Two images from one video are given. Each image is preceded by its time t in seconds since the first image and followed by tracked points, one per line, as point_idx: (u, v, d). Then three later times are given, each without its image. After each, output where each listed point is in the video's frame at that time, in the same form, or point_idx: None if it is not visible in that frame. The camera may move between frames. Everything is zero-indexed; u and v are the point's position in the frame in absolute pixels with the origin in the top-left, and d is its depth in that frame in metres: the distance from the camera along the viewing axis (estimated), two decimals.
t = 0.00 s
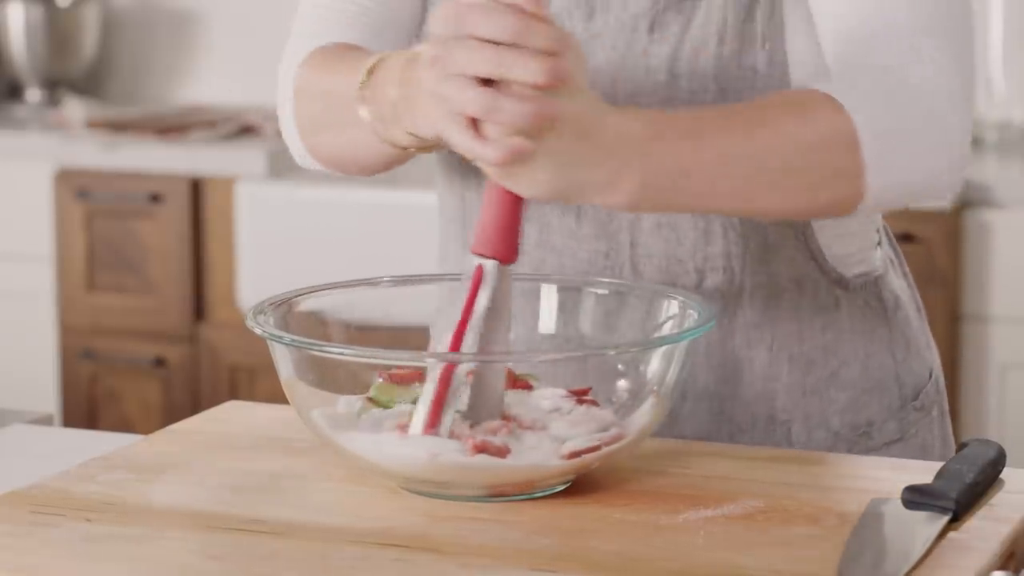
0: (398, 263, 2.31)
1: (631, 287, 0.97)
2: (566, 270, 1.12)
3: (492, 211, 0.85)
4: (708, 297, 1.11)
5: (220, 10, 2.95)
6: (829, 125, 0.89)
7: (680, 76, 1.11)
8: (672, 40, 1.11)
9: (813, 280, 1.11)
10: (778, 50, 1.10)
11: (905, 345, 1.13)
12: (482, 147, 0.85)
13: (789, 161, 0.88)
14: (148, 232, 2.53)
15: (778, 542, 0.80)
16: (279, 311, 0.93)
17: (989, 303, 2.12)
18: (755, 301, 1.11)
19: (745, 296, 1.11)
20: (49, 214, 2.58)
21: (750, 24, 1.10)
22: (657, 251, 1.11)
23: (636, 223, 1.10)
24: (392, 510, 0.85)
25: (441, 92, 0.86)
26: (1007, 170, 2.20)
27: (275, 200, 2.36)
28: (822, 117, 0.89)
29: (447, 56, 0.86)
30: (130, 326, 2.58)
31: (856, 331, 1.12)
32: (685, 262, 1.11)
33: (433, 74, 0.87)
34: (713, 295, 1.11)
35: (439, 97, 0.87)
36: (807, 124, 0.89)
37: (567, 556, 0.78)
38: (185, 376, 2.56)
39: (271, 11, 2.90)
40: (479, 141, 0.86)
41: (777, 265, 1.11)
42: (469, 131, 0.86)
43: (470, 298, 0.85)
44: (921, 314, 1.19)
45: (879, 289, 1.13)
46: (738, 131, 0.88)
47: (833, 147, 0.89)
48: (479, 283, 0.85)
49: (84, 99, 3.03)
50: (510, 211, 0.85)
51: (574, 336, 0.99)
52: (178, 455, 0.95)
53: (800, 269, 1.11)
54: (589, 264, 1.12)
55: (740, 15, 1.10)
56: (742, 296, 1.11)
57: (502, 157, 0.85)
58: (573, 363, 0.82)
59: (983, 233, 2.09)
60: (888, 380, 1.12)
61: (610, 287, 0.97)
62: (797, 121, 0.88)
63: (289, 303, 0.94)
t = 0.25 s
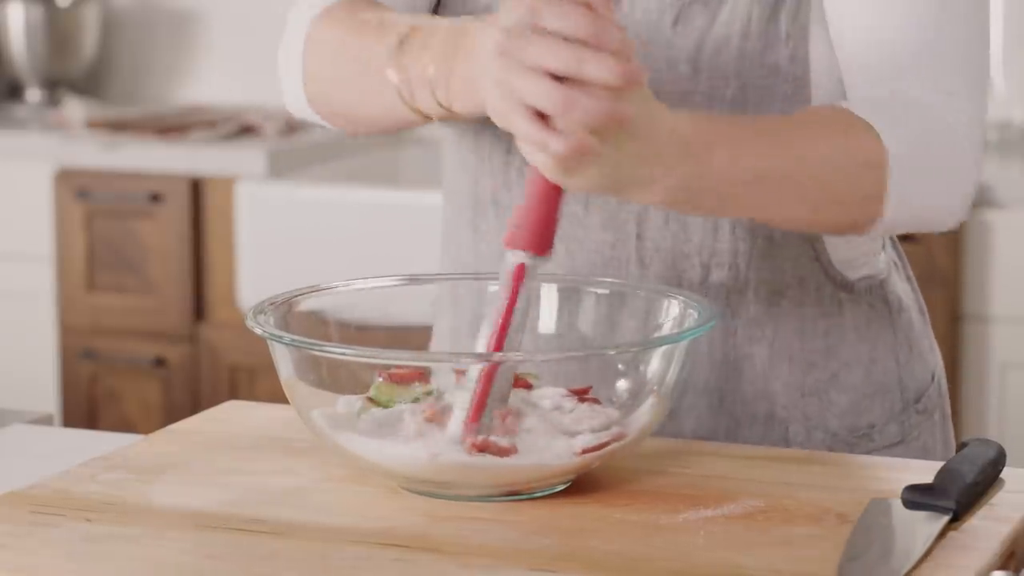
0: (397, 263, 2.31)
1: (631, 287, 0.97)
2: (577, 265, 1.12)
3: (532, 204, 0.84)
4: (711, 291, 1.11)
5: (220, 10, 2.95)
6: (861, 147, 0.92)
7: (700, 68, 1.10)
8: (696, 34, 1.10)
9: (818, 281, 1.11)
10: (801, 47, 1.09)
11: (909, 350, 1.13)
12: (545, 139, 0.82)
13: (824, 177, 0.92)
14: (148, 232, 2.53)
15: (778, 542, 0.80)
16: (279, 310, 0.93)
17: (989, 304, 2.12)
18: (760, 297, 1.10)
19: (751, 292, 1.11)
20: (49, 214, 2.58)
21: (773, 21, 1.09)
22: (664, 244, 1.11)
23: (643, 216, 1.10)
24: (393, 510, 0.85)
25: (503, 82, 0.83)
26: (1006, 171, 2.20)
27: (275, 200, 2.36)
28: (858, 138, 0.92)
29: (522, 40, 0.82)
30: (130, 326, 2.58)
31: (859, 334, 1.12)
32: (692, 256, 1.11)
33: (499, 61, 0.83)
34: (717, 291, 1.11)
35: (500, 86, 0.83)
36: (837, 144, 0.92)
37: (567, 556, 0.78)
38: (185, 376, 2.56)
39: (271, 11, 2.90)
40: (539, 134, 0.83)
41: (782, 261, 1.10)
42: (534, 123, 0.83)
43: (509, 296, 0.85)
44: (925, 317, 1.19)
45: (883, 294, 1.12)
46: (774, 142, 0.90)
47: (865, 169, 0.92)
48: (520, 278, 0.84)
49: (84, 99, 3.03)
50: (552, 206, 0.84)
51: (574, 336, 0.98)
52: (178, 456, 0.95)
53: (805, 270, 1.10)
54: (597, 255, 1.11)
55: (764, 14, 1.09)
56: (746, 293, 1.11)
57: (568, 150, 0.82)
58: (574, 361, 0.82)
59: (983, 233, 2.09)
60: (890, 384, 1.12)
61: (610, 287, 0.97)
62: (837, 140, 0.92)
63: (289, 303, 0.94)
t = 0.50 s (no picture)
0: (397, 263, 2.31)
1: (631, 287, 0.97)
2: (561, 249, 1.13)
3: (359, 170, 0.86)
4: (697, 286, 1.11)
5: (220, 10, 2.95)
6: (691, 60, 0.84)
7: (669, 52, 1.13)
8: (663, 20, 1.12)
9: (812, 273, 1.10)
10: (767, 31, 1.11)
11: (911, 352, 1.13)
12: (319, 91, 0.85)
13: (644, 94, 0.83)
14: (148, 232, 2.53)
15: (778, 542, 0.80)
16: (279, 310, 0.93)
17: (989, 303, 2.11)
18: (745, 284, 1.10)
19: (735, 281, 1.11)
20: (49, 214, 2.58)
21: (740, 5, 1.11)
22: (646, 234, 1.11)
23: (624, 202, 1.11)
24: (393, 510, 0.85)
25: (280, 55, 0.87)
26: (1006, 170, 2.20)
27: (275, 200, 2.36)
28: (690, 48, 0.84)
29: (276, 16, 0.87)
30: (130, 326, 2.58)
31: (856, 330, 1.12)
32: (673, 247, 1.11)
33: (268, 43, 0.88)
34: (704, 281, 1.11)
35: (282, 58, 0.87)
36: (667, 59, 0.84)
37: (567, 556, 0.78)
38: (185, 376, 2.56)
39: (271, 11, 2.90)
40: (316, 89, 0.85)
41: (766, 250, 1.10)
42: (304, 86, 0.86)
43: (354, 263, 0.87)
44: (933, 326, 1.20)
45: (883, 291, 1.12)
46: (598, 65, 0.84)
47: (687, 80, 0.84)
48: (360, 242, 0.87)
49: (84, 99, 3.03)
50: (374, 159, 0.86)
51: (575, 335, 0.99)
52: (177, 456, 0.95)
53: (795, 258, 1.10)
54: (579, 243, 1.12)
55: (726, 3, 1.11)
56: (732, 283, 1.11)
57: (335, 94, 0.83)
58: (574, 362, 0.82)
59: (982, 232, 2.09)
60: (890, 385, 1.12)
61: (610, 287, 0.97)
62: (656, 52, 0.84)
63: (290, 303, 0.94)
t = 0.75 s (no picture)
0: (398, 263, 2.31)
1: (631, 287, 0.97)
2: (554, 256, 1.12)
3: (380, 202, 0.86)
4: (689, 285, 1.11)
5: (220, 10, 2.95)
6: (680, 38, 0.88)
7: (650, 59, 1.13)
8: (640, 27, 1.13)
9: (804, 265, 1.10)
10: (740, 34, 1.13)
11: (911, 347, 1.13)
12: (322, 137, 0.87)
13: (645, 80, 0.87)
14: (148, 232, 2.53)
15: (778, 543, 0.80)
16: (279, 310, 0.93)
17: (989, 304, 2.11)
18: (739, 280, 1.10)
19: (729, 279, 1.10)
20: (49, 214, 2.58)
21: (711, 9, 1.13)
22: (638, 237, 1.11)
23: (615, 206, 1.11)
24: (394, 510, 0.85)
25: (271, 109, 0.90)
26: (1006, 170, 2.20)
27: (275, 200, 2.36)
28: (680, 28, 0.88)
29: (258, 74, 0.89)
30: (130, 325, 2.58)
31: (852, 323, 1.11)
32: (665, 249, 1.10)
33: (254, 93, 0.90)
34: (697, 280, 1.11)
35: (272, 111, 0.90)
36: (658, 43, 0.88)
37: (568, 556, 0.78)
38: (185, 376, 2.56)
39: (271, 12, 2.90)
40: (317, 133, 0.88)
41: (759, 248, 1.10)
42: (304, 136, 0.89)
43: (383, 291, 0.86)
44: (934, 319, 1.19)
45: (880, 286, 1.12)
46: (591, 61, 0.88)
47: (686, 58, 0.87)
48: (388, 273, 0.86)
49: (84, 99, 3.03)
50: (393, 193, 0.86)
51: (574, 335, 0.99)
52: (178, 455, 0.95)
53: (788, 253, 1.10)
54: (574, 248, 1.12)
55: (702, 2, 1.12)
56: (725, 281, 1.10)
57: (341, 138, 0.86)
58: (572, 362, 0.82)
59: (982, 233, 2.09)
60: (889, 380, 1.13)
61: (610, 287, 0.97)
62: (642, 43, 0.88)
63: (289, 303, 0.94)
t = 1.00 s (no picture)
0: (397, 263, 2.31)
1: (631, 286, 0.97)
2: (563, 257, 1.13)
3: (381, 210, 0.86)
4: (702, 283, 1.11)
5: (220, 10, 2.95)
6: (694, 78, 0.86)
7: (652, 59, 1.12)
8: (642, 27, 1.13)
9: (815, 262, 1.10)
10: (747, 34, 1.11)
11: (916, 342, 1.14)
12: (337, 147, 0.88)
13: (654, 116, 0.86)
14: (148, 232, 2.53)
15: (778, 543, 0.80)
16: (279, 310, 0.93)
17: (989, 303, 2.12)
18: (752, 280, 1.10)
19: (742, 278, 1.10)
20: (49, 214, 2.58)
21: (718, 9, 1.11)
22: (650, 236, 1.11)
23: (627, 205, 1.11)
24: (394, 510, 0.85)
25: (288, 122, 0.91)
26: (1006, 169, 2.20)
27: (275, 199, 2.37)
28: (695, 66, 0.87)
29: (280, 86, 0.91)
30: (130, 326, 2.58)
31: (861, 321, 1.12)
32: (678, 247, 1.10)
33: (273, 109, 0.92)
34: (709, 280, 1.10)
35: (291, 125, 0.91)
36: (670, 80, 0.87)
37: (568, 556, 0.78)
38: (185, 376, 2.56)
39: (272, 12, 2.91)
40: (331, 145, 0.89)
41: (771, 246, 1.10)
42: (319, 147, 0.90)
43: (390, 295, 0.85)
44: (933, 315, 1.20)
45: (885, 282, 1.12)
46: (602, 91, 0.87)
47: (696, 103, 0.87)
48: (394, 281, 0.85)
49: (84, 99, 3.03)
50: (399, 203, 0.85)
51: (575, 334, 0.99)
52: (177, 455, 0.95)
53: (800, 250, 1.10)
54: (583, 251, 1.12)
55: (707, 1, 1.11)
56: (738, 279, 1.10)
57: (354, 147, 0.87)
58: (573, 362, 0.81)
59: (982, 232, 2.10)
60: (895, 376, 1.13)
61: (610, 286, 0.97)
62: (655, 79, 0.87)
63: (289, 303, 0.94)
